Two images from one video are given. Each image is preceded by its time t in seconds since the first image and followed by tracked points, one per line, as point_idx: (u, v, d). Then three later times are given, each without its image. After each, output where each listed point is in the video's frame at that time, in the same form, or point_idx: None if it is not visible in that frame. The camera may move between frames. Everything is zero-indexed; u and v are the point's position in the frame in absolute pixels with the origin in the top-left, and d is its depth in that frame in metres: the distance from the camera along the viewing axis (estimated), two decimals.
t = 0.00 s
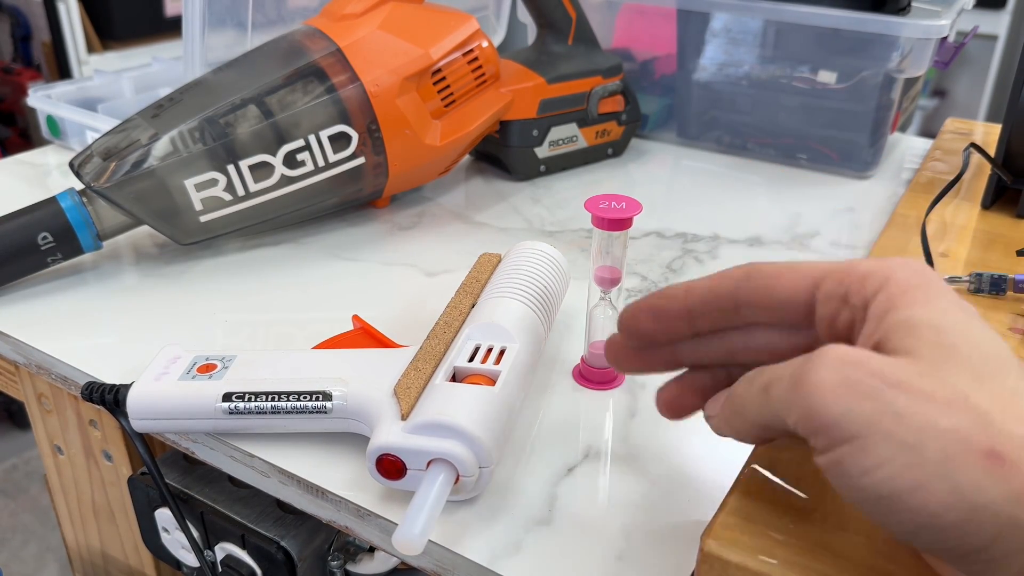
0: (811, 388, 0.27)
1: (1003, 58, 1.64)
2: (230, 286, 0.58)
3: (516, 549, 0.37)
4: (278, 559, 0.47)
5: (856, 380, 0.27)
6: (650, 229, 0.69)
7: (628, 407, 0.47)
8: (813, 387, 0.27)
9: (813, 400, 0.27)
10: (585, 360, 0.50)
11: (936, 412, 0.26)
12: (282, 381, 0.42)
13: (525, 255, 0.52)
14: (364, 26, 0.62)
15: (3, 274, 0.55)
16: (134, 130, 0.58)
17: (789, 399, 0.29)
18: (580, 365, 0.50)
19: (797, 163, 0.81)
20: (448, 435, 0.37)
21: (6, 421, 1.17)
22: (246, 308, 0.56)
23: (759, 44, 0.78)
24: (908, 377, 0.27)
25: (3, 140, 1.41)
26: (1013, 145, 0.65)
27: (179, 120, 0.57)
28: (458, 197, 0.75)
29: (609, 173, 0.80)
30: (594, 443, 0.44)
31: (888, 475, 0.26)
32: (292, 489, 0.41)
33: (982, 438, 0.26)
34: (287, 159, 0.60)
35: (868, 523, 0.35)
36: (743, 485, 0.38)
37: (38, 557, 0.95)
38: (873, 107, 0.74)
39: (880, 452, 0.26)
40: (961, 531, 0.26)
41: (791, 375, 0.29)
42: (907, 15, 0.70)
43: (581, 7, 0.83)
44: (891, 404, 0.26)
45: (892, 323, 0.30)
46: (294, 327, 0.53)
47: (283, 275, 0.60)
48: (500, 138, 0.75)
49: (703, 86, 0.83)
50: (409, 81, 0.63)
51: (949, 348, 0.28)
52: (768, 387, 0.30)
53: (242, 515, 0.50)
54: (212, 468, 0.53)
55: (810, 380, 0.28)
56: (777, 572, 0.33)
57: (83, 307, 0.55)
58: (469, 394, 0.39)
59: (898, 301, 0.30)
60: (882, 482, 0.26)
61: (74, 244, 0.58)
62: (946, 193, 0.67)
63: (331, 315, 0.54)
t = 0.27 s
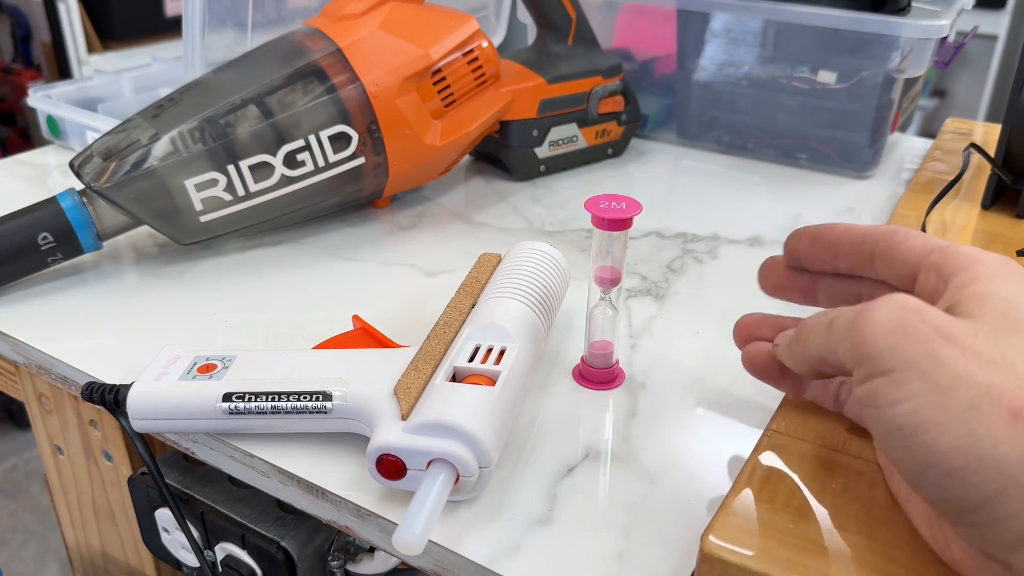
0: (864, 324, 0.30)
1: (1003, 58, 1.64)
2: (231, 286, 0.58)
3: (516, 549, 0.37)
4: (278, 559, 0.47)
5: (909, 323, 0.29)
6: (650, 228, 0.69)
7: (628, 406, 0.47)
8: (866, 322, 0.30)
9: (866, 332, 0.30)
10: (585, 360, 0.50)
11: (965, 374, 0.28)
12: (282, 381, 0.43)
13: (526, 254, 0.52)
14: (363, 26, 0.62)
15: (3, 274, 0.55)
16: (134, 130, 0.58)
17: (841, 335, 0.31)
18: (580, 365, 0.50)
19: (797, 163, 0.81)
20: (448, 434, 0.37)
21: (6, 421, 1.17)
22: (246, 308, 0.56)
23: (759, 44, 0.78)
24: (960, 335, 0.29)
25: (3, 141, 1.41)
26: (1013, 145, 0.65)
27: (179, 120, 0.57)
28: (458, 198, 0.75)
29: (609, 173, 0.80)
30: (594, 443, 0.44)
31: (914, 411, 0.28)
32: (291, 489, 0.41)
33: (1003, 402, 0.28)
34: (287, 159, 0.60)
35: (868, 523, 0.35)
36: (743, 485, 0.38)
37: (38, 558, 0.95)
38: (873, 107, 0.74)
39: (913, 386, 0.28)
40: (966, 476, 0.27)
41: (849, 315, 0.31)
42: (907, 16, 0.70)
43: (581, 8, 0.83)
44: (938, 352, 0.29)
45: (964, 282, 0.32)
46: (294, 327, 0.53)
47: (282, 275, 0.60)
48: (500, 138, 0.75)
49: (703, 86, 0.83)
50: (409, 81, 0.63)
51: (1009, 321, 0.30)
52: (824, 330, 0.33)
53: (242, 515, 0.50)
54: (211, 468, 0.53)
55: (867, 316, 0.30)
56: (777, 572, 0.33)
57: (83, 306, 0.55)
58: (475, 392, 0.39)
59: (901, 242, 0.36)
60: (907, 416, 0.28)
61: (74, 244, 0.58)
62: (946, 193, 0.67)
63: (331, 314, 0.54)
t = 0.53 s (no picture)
0: (809, 373, 0.29)
1: (1003, 58, 1.64)
2: (231, 286, 0.58)
3: (516, 549, 0.37)
4: (278, 559, 0.47)
5: (857, 372, 0.28)
6: (650, 229, 0.69)
7: (628, 406, 0.47)
8: (813, 374, 0.29)
9: (814, 386, 0.29)
10: (586, 360, 0.50)
11: (935, 401, 0.28)
12: (282, 382, 0.42)
13: (525, 255, 0.52)
14: (363, 26, 0.62)
15: (3, 274, 0.55)
16: (134, 130, 0.58)
17: (785, 375, 0.30)
18: (580, 365, 0.50)
19: (797, 163, 0.81)
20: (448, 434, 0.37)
21: (6, 421, 1.17)
22: (247, 308, 0.56)
23: (759, 44, 0.78)
24: (910, 370, 0.29)
25: (3, 141, 1.41)
26: (1014, 146, 0.65)
27: (179, 120, 0.57)
28: (458, 197, 0.75)
29: (609, 174, 0.80)
30: (594, 443, 0.44)
31: (880, 455, 0.28)
32: (291, 489, 0.41)
33: (972, 430, 0.28)
34: (287, 159, 0.60)
35: (868, 523, 0.36)
36: (743, 486, 0.38)
37: (38, 558, 0.95)
38: (873, 107, 0.74)
39: (876, 433, 0.28)
40: (932, 503, 0.28)
41: (787, 360, 0.30)
42: (907, 16, 0.70)
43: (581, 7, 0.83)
44: (893, 396, 0.28)
45: (915, 310, 0.33)
46: (294, 327, 0.53)
47: (282, 275, 0.60)
48: (500, 138, 0.75)
49: (703, 86, 0.83)
50: (409, 81, 0.63)
51: (958, 344, 0.31)
52: (764, 367, 0.31)
53: (242, 515, 0.50)
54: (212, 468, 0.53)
55: (811, 364, 0.29)
56: (778, 572, 0.33)
57: (83, 306, 0.55)
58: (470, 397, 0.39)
59: (830, 261, 0.40)
60: (871, 462, 0.28)
61: (74, 244, 0.58)
62: (945, 193, 0.67)
63: (332, 314, 0.54)
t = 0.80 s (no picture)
0: (796, 385, 0.30)
1: (1003, 59, 1.64)
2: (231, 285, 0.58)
3: (515, 549, 0.37)
4: (278, 559, 0.47)
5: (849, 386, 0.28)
6: (650, 229, 0.69)
7: (628, 406, 0.47)
8: (801, 390, 0.29)
9: (804, 396, 0.29)
10: (586, 360, 0.50)
11: (926, 408, 0.28)
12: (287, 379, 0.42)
13: (525, 255, 0.52)
14: (364, 26, 0.62)
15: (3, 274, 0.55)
16: (135, 130, 0.58)
17: (776, 389, 0.31)
18: (580, 365, 0.50)
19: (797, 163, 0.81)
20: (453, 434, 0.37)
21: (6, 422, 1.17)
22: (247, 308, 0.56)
23: (759, 44, 0.78)
24: (900, 378, 0.29)
25: (3, 140, 1.41)
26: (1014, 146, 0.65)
27: (179, 120, 0.57)
28: (458, 197, 0.75)
29: (609, 174, 0.80)
30: (594, 443, 0.44)
31: (873, 465, 0.28)
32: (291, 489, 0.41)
33: (964, 438, 0.28)
34: (287, 159, 0.60)
35: (868, 523, 0.35)
36: (742, 486, 0.38)
37: (38, 557, 0.95)
38: (873, 107, 0.74)
39: (867, 443, 0.28)
40: (928, 511, 0.28)
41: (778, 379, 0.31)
42: (907, 16, 0.70)
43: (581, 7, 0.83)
44: (881, 404, 0.28)
45: (907, 317, 0.33)
46: (293, 327, 0.53)
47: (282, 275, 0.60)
48: (500, 138, 0.75)
49: (703, 86, 0.83)
50: (409, 81, 0.63)
51: (949, 352, 0.31)
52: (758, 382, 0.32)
53: (241, 514, 0.50)
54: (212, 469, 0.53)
55: (799, 377, 0.30)
56: (778, 572, 0.33)
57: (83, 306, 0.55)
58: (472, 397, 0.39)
59: (823, 267, 0.40)
60: (866, 472, 0.28)
61: (74, 244, 0.58)
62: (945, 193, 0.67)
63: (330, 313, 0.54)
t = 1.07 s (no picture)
0: (797, 373, 0.30)
1: (1003, 59, 1.63)
2: (231, 285, 0.58)
3: (515, 549, 0.37)
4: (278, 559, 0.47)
5: (852, 375, 0.28)
6: (650, 229, 0.69)
7: (628, 406, 0.47)
8: (803, 379, 0.29)
9: (806, 385, 0.29)
10: (586, 360, 0.50)
11: (927, 399, 0.28)
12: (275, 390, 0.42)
13: (485, 255, 0.52)
14: (364, 26, 0.62)
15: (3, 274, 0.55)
16: (135, 130, 0.58)
17: (777, 379, 0.31)
18: (580, 365, 0.50)
19: (797, 163, 0.81)
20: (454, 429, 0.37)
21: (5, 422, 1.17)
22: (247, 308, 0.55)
23: (759, 43, 0.78)
24: (901, 369, 0.29)
25: (3, 141, 1.41)
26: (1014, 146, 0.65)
27: (179, 120, 0.57)
28: (458, 197, 0.75)
29: (610, 173, 0.80)
30: (594, 443, 0.44)
31: (875, 458, 0.28)
32: (289, 488, 0.41)
33: (966, 430, 0.28)
34: (287, 159, 0.60)
35: (869, 523, 0.35)
36: (743, 486, 0.38)
37: (38, 558, 0.95)
38: (873, 106, 0.74)
39: (868, 435, 0.28)
40: (931, 505, 0.28)
41: (779, 369, 0.31)
42: (907, 15, 0.70)
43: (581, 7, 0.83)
44: (881, 393, 0.28)
45: (908, 310, 0.33)
46: (293, 327, 0.53)
47: (282, 275, 0.60)
48: (500, 138, 0.75)
49: (703, 86, 0.83)
50: (409, 81, 0.63)
51: (950, 345, 0.31)
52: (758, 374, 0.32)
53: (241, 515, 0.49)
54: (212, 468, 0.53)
55: (799, 366, 0.30)
56: (778, 572, 0.33)
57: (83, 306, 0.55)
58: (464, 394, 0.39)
59: (822, 264, 0.41)
60: (868, 463, 0.28)
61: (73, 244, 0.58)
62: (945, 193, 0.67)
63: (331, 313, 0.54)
